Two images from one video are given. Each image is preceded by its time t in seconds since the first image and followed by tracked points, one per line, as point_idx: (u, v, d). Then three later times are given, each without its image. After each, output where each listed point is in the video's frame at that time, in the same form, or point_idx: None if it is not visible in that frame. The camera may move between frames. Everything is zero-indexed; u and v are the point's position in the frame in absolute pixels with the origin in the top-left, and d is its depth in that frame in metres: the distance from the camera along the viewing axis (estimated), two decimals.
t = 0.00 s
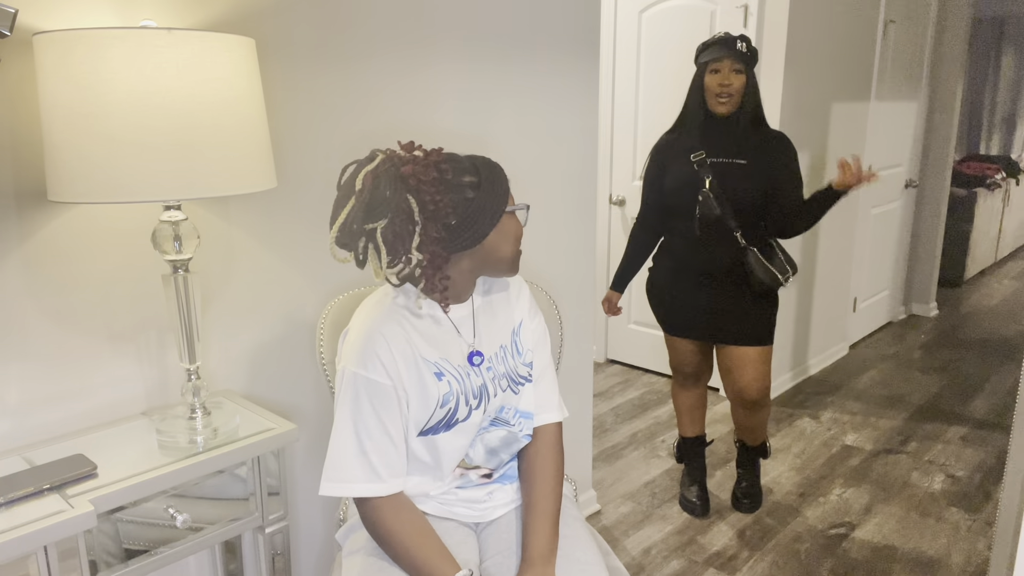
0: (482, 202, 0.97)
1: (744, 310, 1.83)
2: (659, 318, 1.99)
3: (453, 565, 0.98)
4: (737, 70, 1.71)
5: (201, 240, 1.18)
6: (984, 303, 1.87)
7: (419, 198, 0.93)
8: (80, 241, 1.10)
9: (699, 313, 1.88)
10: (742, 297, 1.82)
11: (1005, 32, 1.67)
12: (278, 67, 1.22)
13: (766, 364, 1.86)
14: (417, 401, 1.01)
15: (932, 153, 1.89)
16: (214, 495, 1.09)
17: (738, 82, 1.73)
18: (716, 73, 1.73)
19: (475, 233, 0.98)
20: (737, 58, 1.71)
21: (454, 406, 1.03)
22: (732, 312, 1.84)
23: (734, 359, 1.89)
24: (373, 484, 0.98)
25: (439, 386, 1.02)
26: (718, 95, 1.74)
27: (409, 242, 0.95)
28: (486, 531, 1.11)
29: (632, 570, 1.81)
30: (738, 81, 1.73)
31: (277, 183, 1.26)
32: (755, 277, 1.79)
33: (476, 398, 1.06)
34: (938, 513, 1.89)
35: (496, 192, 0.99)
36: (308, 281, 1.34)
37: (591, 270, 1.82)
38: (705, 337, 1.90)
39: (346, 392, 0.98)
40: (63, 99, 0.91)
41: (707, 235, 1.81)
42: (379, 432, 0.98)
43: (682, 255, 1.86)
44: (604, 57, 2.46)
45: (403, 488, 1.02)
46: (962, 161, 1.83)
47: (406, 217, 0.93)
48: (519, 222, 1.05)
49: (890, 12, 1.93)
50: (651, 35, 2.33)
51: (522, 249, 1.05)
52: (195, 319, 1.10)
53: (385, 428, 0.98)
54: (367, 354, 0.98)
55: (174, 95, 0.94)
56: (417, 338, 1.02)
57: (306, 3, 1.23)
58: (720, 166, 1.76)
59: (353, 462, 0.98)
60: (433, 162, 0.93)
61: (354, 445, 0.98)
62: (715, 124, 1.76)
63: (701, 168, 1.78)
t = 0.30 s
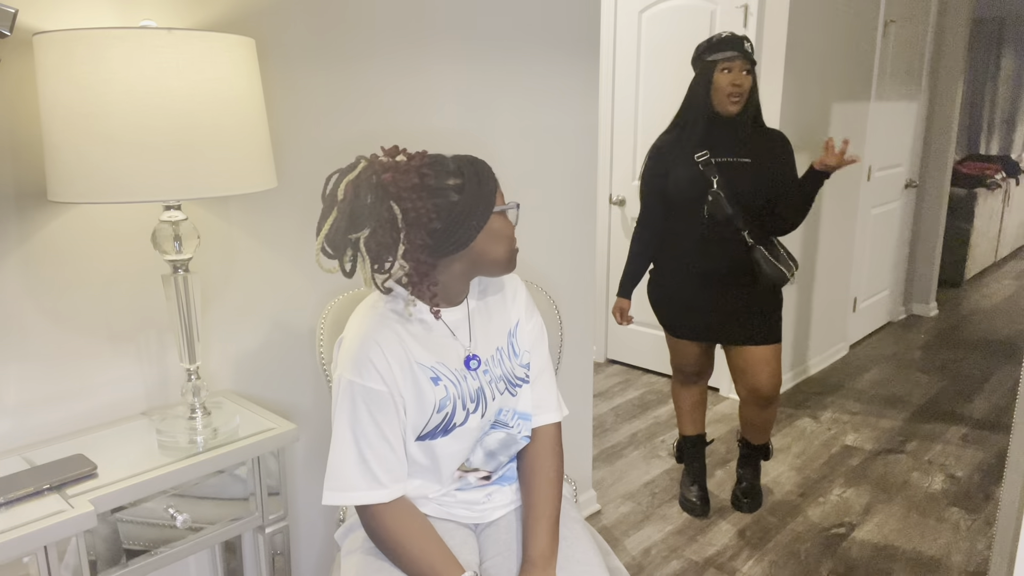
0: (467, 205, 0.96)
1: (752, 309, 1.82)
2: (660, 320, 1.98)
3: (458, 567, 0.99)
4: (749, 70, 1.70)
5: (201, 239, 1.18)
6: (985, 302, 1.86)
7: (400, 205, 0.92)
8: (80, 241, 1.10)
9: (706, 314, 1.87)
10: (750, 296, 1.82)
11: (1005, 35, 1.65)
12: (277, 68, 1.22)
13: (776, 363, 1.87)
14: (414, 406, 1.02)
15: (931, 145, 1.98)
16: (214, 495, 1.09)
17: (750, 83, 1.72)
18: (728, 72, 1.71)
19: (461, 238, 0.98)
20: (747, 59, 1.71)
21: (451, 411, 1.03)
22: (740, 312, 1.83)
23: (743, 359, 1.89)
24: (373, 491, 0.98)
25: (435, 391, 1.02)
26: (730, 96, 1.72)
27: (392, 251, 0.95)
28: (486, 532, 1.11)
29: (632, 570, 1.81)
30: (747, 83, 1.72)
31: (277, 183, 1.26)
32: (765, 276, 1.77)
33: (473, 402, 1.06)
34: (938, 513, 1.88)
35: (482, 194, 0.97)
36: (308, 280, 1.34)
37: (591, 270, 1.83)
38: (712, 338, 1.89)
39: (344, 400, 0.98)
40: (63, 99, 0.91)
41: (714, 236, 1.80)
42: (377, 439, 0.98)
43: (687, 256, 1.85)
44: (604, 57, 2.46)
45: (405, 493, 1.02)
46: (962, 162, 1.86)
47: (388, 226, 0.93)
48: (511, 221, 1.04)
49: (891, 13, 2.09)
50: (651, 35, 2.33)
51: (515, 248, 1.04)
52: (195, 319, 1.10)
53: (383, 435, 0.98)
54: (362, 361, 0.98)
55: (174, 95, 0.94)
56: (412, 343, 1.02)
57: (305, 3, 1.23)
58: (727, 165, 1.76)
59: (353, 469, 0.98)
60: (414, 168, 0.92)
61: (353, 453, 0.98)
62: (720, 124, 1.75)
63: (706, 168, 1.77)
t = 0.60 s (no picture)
0: (444, 208, 0.97)
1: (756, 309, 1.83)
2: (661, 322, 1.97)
3: (459, 566, 0.99)
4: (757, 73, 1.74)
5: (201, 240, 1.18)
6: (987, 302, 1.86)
7: (376, 212, 0.93)
8: (81, 241, 1.10)
9: (710, 315, 1.87)
10: (754, 295, 1.82)
11: (1006, 31, 1.65)
12: (277, 67, 1.22)
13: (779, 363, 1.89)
14: (410, 406, 1.02)
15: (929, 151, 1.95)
16: (214, 495, 1.09)
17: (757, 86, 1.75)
18: (738, 73, 1.74)
19: (440, 241, 0.98)
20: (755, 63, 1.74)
21: (447, 409, 1.04)
22: (743, 312, 1.84)
23: (743, 357, 1.90)
24: (373, 492, 0.98)
25: (430, 389, 1.02)
26: (739, 98, 1.74)
27: (370, 258, 0.96)
28: (486, 531, 1.11)
29: (632, 570, 1.81)
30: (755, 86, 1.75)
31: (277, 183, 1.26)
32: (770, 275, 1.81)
33: (470, 399, 1.06)
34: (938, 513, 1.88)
35: (461, 195, 0.98)
36: (308, 280, 1.34)
37: (591, 270, 1.83)
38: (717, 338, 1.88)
39: (339, 402, 0.98)
40: (63, 99, 0.91)
41: (720, 237, 1.80)
42: (374, 439, 0.98)
43: (691, 257, 1.84)
44: (604, 57, 2.46)
45: (405, 494, 1.02)
46: (962, 162, 1.81)
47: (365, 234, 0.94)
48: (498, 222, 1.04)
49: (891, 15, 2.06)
50: (651, 35, 2.33)
51: (502, 249, 1.04)
52: (195, 319, 1.10)
53: (380, 435, 0.98)
54: (357, 362, 0.98)
55: (174, 95, 0.94)
56: (407, 342, 1.02)
57: (305, 3, 1.23)
58: (730, 166, 1.76)
59: (351, 470, 0.98)
60: (389, 174, 0.92)
61: (350, 454, 0.98)
62: (727, 124, 1.76)
63: (711, 169, 1.77)
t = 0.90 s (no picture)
0: (416, 201, 0.96)
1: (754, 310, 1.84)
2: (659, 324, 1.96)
3: (460, 566, 0.99)
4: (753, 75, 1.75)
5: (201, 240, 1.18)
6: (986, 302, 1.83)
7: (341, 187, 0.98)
8: (80, 241, 1.10)
9: (706, 317, 1.87)
10: (752, 298, 1.83)
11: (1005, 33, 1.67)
12: (277, 67, 1.22)
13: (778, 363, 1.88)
14: (410, 406, 1.02)
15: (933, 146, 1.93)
16: (215, 495, 1.09)
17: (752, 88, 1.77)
18: (735, 75, 1.75)
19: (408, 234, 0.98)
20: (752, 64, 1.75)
21: (449, 409, 1.03)
22: (744, 312, 1.84)
23: (743, 359, 1.89)
24: (371, 492, 0.98)
25: (431, 389, 1.02)
26: (737, 99, 1.75)
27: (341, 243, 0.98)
28: (486, 532, 1.11)
29: (632, 570, 1.80)
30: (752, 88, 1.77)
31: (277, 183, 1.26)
32: (763, 277, 1.82)
33: (473, 399, 1.06)
34: (938, 513, 1.86)
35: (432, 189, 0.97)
36: (308, 280, 1.34)
37: (591, 270, 1.83)
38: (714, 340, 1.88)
39: (338, 403, 0.99)
40: (62, 100, 0.91)
41: (716, 238, 1.80)
42: (373, 439, 0.98)
43: (688, 258, 1.84)
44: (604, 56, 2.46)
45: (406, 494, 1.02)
46: (963, 162, 1.86)
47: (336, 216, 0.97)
48: (473, 226, 1.00)
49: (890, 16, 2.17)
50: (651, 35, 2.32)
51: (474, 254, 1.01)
52: (194, 319, 1.10)
53: (380, 436, 0.99)
54: (356, 362, 0.99)
55: (174, 95, 0.94)
56: (407, 343, 1.02)
57: (305, 2, 1.23)
58: (727, 168, 1.76)
59: (350, 470, 0.98)
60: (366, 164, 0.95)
61: (350, 454, 0.98)
62: (724, 124, 1.76)
63: (707, 170, 1.76)
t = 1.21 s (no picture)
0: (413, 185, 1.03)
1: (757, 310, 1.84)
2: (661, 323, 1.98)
3: (463, 565, 0.99)
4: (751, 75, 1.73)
5: (201, 240, 1.18)
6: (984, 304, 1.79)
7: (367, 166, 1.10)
8: (81, 240, 1.10)
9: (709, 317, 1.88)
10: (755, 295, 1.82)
11: (1005, 32, 1.65)
12: (277, 67, 1.22)
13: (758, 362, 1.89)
14: (407, 405, 1.02)
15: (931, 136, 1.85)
16: (215, 495, 1.09)
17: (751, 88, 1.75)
18: (733, 75, 1.73)
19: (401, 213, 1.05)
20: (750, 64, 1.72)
21: (446, 407, 1.04)
22: (747, 312, 1.84)
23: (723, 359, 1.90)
24: (370, 492, 0.98)
25: (429, 388, 1.03)
26: (735, 99, 1.73)
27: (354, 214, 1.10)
28: (486, 532, 1.11)
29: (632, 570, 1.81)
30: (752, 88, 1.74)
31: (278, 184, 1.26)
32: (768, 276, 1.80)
33: (471, 397, 1.06)
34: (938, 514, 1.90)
35: (432, 178, 1.03)
36: (307, 281, 1.34)
37: (591, 270, 1.83)
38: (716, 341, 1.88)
39: (335, 402, 0.99)
40: (62, 100, 0.91)
41: (719, 239, 1.80)
42: (371, 439, 0.98)
43: (691, 258, 1.85)
44: (603, 57, 2.46)
45: (405, 494, 1.03)
46: (962, 161, 1.81)
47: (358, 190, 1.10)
48: (463, 221, 1.04)
49: (890, 12, 1.88)
50: (650, 35, 2.32)
51: (456, 246, 1.04)
52: (194, 319, 1.10)
53: (377, 436, 0.99)
54: (353, 361, 0.99)
55: (174, 95, 0.94)
56: (404, 342, 1.03)
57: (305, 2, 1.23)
58: (727, 168, 1.75)
59: (348, 469, 0.98)
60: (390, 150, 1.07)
61: (347, 454, 0.98)
62: (723, 124, 1.75)
63: (707, 171, 1.77)
